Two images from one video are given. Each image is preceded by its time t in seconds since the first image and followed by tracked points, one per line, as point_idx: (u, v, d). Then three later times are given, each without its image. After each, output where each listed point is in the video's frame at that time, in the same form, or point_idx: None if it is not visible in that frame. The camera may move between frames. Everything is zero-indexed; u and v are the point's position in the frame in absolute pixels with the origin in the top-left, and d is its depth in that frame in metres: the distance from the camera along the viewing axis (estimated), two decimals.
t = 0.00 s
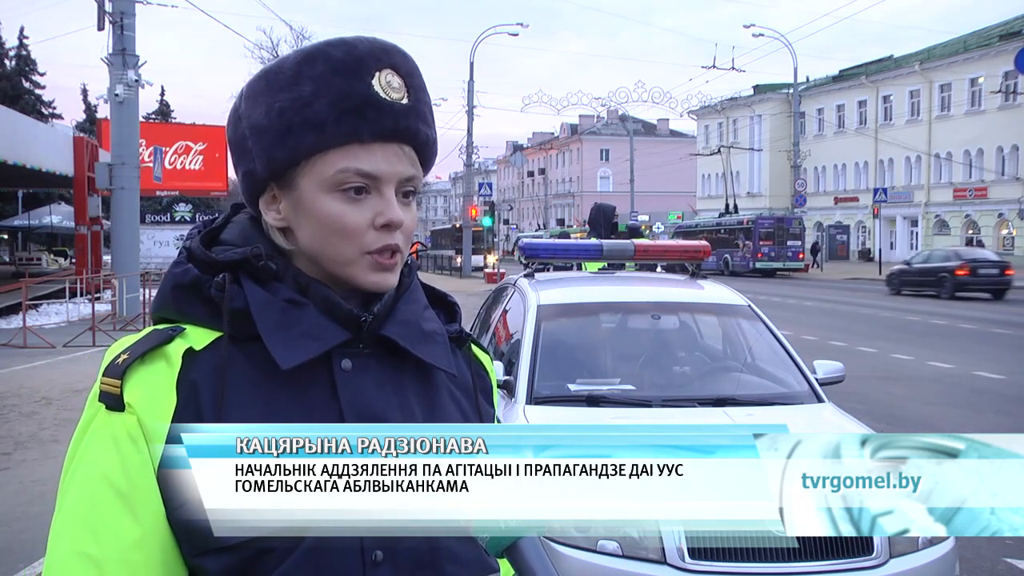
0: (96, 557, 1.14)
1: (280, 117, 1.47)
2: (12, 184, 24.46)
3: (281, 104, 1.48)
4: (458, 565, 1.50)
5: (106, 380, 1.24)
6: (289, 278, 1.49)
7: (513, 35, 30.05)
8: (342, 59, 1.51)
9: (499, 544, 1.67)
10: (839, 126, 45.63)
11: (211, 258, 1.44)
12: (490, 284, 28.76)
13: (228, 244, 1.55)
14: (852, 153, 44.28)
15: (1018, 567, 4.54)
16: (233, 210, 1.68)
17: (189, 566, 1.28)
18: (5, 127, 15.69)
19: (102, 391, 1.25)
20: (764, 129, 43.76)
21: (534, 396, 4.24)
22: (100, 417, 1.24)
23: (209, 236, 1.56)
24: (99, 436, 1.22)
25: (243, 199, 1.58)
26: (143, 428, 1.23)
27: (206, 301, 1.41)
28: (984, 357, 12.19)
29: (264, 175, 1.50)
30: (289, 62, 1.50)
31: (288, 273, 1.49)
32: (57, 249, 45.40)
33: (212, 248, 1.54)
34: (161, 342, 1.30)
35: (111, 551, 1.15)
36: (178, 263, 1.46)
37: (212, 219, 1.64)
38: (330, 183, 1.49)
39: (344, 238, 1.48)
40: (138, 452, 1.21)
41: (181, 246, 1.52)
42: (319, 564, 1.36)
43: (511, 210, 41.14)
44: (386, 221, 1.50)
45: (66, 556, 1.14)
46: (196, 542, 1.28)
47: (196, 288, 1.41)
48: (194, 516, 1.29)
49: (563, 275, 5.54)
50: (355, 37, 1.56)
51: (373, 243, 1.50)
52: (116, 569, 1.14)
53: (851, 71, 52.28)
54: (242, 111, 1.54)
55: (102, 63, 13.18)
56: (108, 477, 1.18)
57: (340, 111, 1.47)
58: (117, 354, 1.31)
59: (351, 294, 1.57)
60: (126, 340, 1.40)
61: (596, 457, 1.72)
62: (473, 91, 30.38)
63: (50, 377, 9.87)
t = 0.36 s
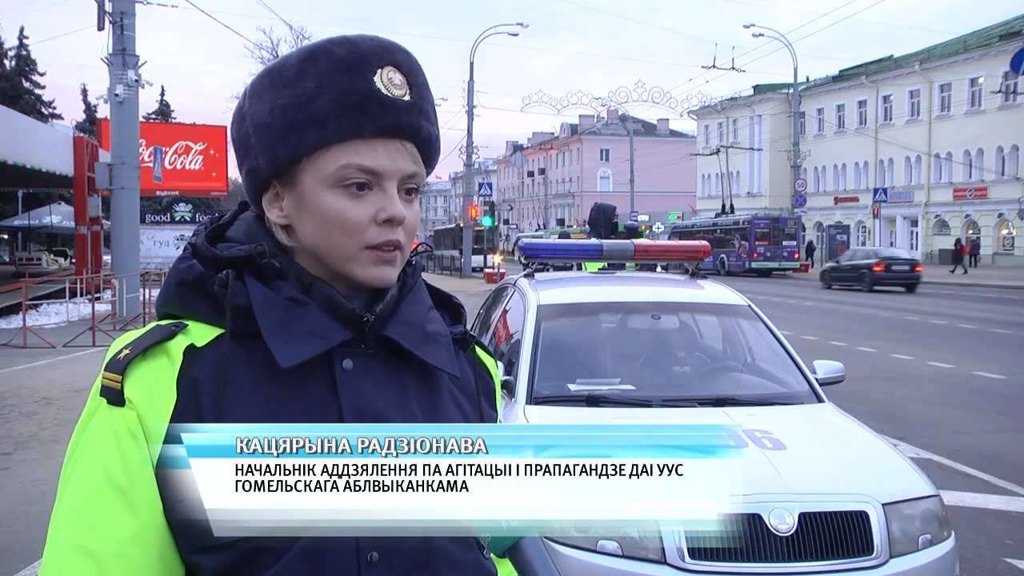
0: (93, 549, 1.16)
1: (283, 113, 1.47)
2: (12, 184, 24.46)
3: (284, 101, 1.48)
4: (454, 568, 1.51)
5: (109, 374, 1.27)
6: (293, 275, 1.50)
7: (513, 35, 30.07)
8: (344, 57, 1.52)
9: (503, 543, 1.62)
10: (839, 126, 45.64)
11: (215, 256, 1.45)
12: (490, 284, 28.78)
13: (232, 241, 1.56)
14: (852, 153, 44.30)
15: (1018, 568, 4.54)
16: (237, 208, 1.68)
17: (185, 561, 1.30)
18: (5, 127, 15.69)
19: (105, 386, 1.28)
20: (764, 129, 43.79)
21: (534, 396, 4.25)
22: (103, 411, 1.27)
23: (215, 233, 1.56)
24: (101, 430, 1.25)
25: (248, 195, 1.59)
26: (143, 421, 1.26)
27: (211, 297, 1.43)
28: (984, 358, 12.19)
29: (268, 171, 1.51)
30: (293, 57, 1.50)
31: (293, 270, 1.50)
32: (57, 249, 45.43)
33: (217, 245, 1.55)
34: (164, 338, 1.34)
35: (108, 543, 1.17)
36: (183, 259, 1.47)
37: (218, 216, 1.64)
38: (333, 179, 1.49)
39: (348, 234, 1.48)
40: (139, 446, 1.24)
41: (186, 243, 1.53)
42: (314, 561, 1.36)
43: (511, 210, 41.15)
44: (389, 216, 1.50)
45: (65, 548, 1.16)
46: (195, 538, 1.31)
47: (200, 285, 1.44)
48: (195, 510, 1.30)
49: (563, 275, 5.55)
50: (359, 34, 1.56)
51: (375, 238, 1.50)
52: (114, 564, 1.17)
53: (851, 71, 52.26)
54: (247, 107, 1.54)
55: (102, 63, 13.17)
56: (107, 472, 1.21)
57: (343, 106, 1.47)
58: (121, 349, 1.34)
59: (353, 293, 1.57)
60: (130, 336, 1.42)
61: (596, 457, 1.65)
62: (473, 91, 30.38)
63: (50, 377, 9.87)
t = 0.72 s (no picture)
0: (80, 551, 1.20)
1: (256, 119, 1.49)
2: (12, 184, 24.45)
3: (257, 105, 1.49)
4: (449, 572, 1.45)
5: (97, 378, 1.31)
6: (280, 277, 1.50)
7: (513, 35, 30.05)
8: (313, 54, 1.50)
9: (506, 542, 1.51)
10: (839, 126, 45.62)
11: (202, 259, 1.45)
12: (490, 284, 28.80)
13: (221, 244, 1.57)
14: (852, 153, 44.29)
15: (1018, 568, 4.54)
16: (227, 212, 1.70)
17: (173, 564, 1.28)
18: (5, 127, 15.68)
19: (94, 391, 1.31)
20: (763, 129, 43.77)
21: (534, 396, 4.25)
22: (93, 414, 1.31)
23: (204, 236, 1.58)
24: (91, 432, 1.28)
25: (234, 201, 1.60)
26: (130, 425, 1.28)
27: (198, 299, 1.43)
28: (984, 358, 12.19)
29: (249, 177, 1.52)
30: (263, 59, 1.50)
31: (281, 272, 1.50)
32: (57, 250, 45.41)
33: (206, 247, 1.56)
34: (152, 341, 1.35)
35: (96, 544, 1.21)
36: (171, 263, 1.48)
37: (209, 221, 1.66)
38: (312, 179, 1.49)
39: (330, 235, 1.48)
40: (125, 450, 1.26)
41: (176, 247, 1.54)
42: (305, 560, 1.32)
43: (511, 210, 41.14)
44: (371, 213, 1.49)
45: (57, 548, 1.20)
46: (183, 541, 1.27)
47: (188, 287, 1.44)
48: (182, 511, 1.27)
49: (563, 275, 5.54)
50: (327, 29, 1.55)
51: (362, 238, 1.49)
52: (100, 565, 1.20)
53: (851, 71, 52.21)
54: (223, 115, 1.55)
55: (101, 63, 13.16)
56: (96, 477, 1.24)
57: (314, 105, 1.47)
58: (112, 351, 1.37)
59: (342, 294, 1.56)
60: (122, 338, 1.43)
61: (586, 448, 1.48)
62: (473, 91, 30.36)
63: (50, 376, 9.87)
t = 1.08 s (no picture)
0: (74, 560, 1.20)
1: (243, 119, 1.49)
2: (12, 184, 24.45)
3: (243, 106, 1.49)
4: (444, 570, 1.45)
5: (87, 386, 1.31)
6: (271, 280, 1.50)
7: (513, 35, 30.02)
8: (298, 55, 1.51)
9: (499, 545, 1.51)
10: (839, 126, 45.62)
11: (191, 264, 1.45)
12: (490, 284, 28.82)
13: (210, 247, 1.58)
14: (852, 153, 44.30)
15: (1018, 568, 4.54)
16: (215, 213, 1.70)
17: (167, 570, 1.28)
18: (5, 127, 15.68)
19: (84, 399, 1.31)
20: (763, 129, 43.78)
21: (533, 396, 4.25)
22: (83, 422, 1.31)
23: (192, 240, 1.58)
24: (81, 441, 1.29)
25: (222, 204, 1.60)
26: (121, 434, 1.28)
27: (187, 304, 1.44)
28: (984, 358, 12.19)
29: (236, 179, 1.52)
30: (249, 61, 1.51)
31: (270, 276, 1.50)
32: (57, 250, 45.43)
33: (195, 251, 1.57)
34: (141, 348, 1.35)
35: (90, 554, 1.21)
36: (160, 268, 1.49)
37: (198, 222, 1.67)
38: (299, 179, 1.49)
39: (319, 236, 1.48)
40: (118, 458, 1.27)
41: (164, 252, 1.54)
42: (302, 560, 1.32)
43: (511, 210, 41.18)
44: (360, 212, 1.49)
45: (47, 557, 1.20)
46: (178, 546, 1.27)
47: (177, 292, 1.45)
48: (178, 517, 1.28)
49: (563, 275, 5.54)
50: (312, 31, 1.55)
51: (350, 236, 1.49)
52: (94, 572, 1.20)
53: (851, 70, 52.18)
54: (209, 118, 1.55)
55: (101, 63, 13.16)
56: (88, 485, 1.25)
57: (301, 106, 1.48)
58: (101, 358, 1.37)
59: (333, 295, 1.57)
60: (112, 345, 1.44)
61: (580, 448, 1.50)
62: (473, 91, 30.37)
63: (50, 377, 9.87)
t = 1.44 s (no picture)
0: (70, 562, 1.20)
1: (249, 123, 1.48)
2: (12, 184, 24.44)
3: (250, 109, 1.48)
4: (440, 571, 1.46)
5: (82, 388, 1.31)
6: (268, 283, 1.50)
7: (513, 35, 29.99)
8: (310, 62, 1.50)
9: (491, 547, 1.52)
10: (839, 126, 45.62)
11: (185, 265, 1.45)
12: (490, 284, 28.81)
13: (205, 249, 1.57)
14: (852, 153, 44.29)
15: (1018, 568, 4.54)
16: (212, 215, 1.70)
17: (164, 570, 1.28)
18: (5, 127, 15.68)
19: (78, 401, 1.31)
20: (763, 129, 43.77)
21: (534, 396, 4.25)
22: (78, 425, 1.31)
23: (187, 242, 1.57)
24: (75, 446, 1.28)
25: (220, 204, 1.59)
26: (119, 435, 1.28)
27: (183, 305, 1.43)
28: (985, 358, 12.18)
29: (237, 179, 1.51)
30: (257, 64, 1.50)
31: (267, 278, 1.50)
32: (57, 249, 45.43)
33: (190, 253, 1.56)
34: (137, 350, 1.35)
35: (85, 554, 1.21)
36: (154, 270, 1.47)
37: (194, 225, 1.66)
38: (302, 188, 1.49)
39: (318, 242, 1.48)
40: (115, 461, 1.27)
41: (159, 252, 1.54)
42: (301, 563, 1.32)
43: (511, 210, 41.20)
44: (361, 223, 1.49)
45: (43, 561, 1.20)
46: (175, 549, 1.27)
47: (173, 294, 1.44)
48: (174, 519, 1.27)
49: (563, 275, 5.54)
50: (323, 37, 1.55)
51: (350, 245, 1.50)
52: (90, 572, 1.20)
53: (851, 70, 52.15)
54: (213, 117, 1.55)
55: (101, 63, 13.15)
56: (85, 485, 1.25)
57: (309, 113, 1.47)
58: (95, 361, 1.37)
59: (328, 298, 1.56)
60: (106, 347, 1.44)
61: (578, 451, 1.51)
62: (473, 91, 30.34)
63: (50, 377, 9.88)
